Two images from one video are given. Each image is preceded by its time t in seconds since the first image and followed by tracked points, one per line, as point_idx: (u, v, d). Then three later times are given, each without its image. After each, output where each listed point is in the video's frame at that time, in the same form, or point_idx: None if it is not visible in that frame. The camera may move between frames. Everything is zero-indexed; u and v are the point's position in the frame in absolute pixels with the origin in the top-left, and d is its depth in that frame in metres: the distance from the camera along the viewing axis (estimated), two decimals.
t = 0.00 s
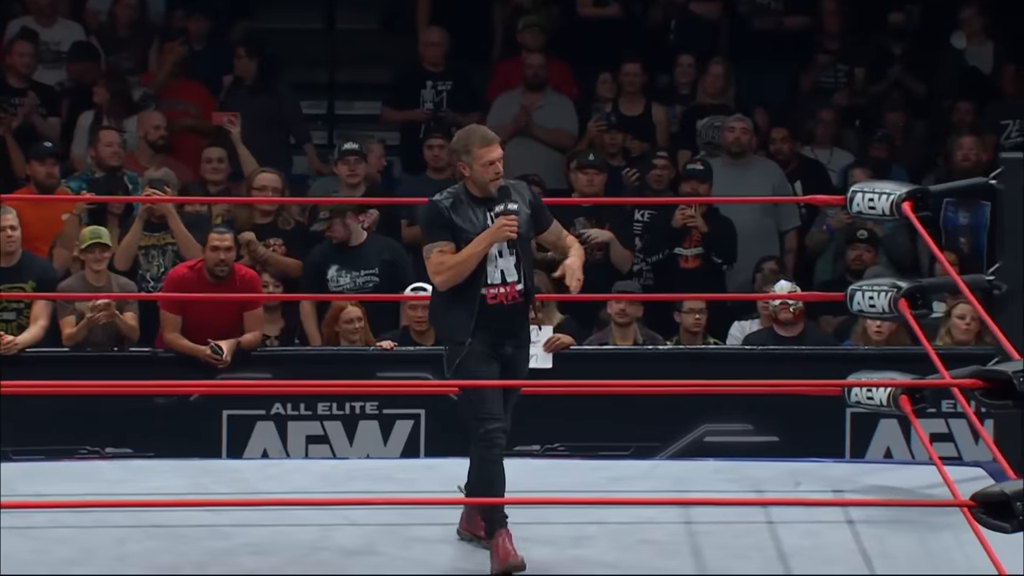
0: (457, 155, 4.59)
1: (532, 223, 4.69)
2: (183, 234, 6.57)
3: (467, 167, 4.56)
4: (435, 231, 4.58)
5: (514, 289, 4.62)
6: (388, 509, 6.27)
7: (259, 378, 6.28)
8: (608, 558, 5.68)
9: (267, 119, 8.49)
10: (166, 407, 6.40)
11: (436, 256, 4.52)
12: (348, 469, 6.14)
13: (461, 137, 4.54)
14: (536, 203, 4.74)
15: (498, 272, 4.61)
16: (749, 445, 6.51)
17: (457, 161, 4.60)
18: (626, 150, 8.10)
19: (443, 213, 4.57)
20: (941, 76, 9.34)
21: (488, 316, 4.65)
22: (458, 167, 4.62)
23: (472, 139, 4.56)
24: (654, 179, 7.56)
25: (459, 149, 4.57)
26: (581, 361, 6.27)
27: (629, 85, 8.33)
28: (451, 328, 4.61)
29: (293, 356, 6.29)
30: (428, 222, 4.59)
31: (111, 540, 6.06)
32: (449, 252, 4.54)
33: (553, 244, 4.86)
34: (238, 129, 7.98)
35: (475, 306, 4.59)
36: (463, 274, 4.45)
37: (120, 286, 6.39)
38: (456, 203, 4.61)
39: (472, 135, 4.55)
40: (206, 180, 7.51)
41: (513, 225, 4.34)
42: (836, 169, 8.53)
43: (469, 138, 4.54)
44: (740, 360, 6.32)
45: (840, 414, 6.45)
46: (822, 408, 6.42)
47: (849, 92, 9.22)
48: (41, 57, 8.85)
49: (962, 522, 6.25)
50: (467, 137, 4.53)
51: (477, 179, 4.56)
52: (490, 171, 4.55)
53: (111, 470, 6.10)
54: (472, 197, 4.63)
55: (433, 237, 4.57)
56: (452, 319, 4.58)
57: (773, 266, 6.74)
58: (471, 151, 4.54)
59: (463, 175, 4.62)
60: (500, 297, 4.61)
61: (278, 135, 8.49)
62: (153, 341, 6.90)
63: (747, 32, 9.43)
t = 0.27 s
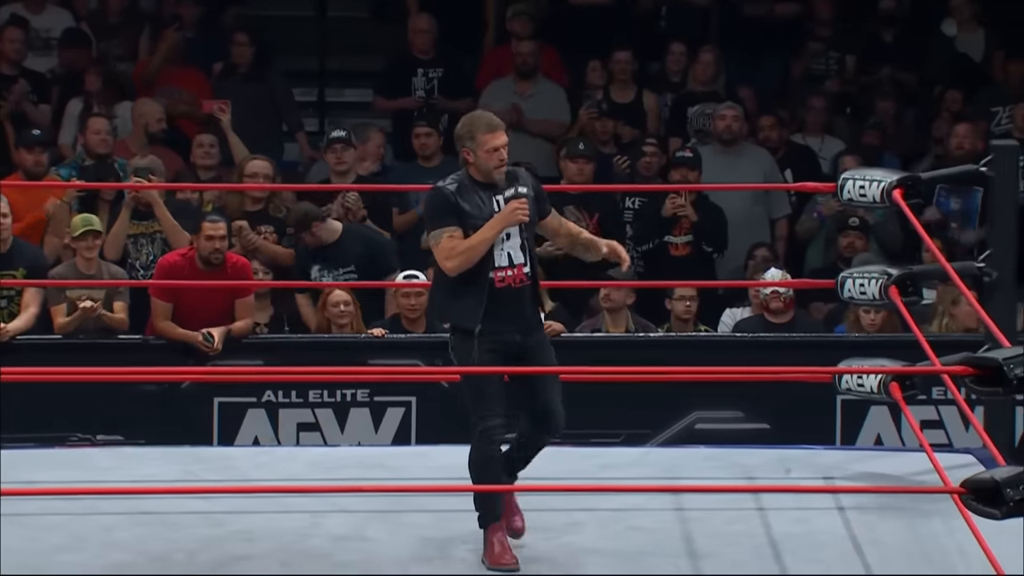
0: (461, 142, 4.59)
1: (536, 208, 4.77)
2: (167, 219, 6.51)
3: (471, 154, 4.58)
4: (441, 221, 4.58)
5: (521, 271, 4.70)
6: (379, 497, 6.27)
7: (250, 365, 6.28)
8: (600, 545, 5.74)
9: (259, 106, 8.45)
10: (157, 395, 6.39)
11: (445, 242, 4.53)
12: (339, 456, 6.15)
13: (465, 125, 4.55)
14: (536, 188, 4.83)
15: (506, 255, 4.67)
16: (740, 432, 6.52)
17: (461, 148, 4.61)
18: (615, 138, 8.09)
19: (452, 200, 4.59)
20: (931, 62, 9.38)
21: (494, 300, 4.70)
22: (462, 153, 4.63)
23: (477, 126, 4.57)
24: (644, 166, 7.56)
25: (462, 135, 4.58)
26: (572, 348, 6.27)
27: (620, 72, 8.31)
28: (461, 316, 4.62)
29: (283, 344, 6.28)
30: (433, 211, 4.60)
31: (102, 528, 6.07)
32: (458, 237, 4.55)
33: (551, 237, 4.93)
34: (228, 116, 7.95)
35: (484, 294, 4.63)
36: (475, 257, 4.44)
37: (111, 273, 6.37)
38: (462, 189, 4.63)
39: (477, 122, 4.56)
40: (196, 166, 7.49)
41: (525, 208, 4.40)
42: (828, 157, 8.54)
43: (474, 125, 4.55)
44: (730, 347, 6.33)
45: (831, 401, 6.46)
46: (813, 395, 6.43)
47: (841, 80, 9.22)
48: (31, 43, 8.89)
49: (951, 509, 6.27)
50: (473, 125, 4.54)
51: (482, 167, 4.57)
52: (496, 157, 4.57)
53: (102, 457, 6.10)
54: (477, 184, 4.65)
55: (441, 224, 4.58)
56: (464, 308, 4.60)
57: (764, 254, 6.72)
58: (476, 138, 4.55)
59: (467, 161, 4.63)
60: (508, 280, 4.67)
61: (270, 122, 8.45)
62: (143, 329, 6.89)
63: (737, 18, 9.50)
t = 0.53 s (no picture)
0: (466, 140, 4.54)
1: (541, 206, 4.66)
2: (158, 216, 6.54)
3: (475, 152, 4.52)
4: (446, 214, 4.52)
5: (522, 270, 4.59)
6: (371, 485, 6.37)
7: (244, 356, 6.36)
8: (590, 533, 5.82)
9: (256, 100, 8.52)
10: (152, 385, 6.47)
11: (448, 237, 4.45)
12: (332, 445, 6.24)
13: (470, 122, 4.50)
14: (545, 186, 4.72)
15: (506, 253, 4.56)
16: (727, 421, 6.61)
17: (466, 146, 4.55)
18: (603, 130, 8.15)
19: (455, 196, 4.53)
20: (915, 57, 9.48)
21: (495, 298, 4.60)
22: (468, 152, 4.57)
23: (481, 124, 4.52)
24: (631, 159, 7.66)
25: (467, 133, 4.53)
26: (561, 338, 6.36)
27: (608, 66, 8.40)
28: (461, 313, 4.53)
29: (276, 334, 6.37)
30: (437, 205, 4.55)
31: (98, 517, 6.16)
32: (461, 234, 4.48)
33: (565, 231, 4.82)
34: (222, 109, 8.00)
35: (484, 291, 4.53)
36: (477, 253, 4.35)
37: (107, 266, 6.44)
38: (466, 187, 4.58)
39: (482, 119, 4.50)
40: (190, 159, 7.56)
41: (528, 203, 4.30)
42: (813, 149, 8.62)
43: (479, 122, 4.49)
44: (717, 338, 6.42)
45: (816, 390, 6.56)
46: (799, 385, 6.52)
47: (826, 74, 9.33)
48: (26, 37, 8.96)
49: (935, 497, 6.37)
50: (478, 122, 4.48)
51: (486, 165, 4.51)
52: (500, 156, 4.50)
53: (98, 447, 6.19)
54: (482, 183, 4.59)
55: (444, 220, 4.51)
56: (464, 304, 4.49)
57: (752, 246, 6.77)
58: (481, 136, 4.50)
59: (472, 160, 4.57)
60: (508, 278, 4.57)
61: (264, 116, 8.51)
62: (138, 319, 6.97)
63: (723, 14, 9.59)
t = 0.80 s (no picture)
0: (477, 143, 4.70)
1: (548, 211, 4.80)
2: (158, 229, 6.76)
3: (484, 156, 4.67)
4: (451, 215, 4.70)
5: (521, 273, 4.72)
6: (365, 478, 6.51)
7: (242, 351, 6.50)
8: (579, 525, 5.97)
9: (256, 100, 8.65)
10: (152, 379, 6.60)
11: (451, 237, 4.64)
12: (328, 438, 6.39)
13: (482, 126, 4.65)
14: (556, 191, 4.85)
15: (506, 256, 4.70)
16: (714, 415, 6.75)
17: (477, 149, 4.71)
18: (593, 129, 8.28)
19: (461, 198, 4.70)
20: (899, 58, 9.62)
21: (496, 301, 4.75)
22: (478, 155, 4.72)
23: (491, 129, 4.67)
24: (620, 159, 7.76)
25: (478, 137, 4.68)
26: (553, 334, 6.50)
27: (598, 68, 8.55)
28: (459, 312, 4.71)
29: (272, 331, 6.50)
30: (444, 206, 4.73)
31: (100, 509, 6.31)
32: (462, 235, 4.66)
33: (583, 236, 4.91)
34: (219, 109, 8.13)
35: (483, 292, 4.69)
36: (476, 254, 4.54)
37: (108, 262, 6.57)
38: (473, 189, 4.73)
39: (493, 124, 4.65)
40: (189, 159, 7.69)
41: (528, 209, 4.45)
42: (799, 150, 8.81)
43: (490, 127, 4.64)
44: (706, 333, 6.56)
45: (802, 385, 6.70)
46: (785, 379, 6.66)
47: (811, 74, 9.48)
48: (27, 39, 9.07)
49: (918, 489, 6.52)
50: (489, 126, 4.63)
51: (493, 169, 4.66)
52: (507, 161, 4.65)
53: (99, 440, 6.33)
54: (488, 186, 4.74)
55: (448, 221, 4.70)
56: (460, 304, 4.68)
57: (737, 243, 6.90)
58: (490, 140, 4.65)
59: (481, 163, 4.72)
60: (507, 281, 4.70)
61: (260, 117, 8.64)
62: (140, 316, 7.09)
63: (711, 15, 9.67)
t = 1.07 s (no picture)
0: (472, 141, 4.76)
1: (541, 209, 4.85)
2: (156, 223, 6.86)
3: (479, 154, 4.72)
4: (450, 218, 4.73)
5: (520, 273, 4.78)
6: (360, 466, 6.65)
7: (239, 342, 6.63)
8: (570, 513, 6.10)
9: (256, 96, 8.75)
10: (151, 370, 6.73)
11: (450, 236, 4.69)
12: (324, 427, 6.52)
13: (477, 124, 4.72)
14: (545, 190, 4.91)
15: (505, 256, 4.76)
16: (703, 405, 6.89)
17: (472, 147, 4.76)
18: (583, 124, 8.39)
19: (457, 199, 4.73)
20: (883, 55, 9.77)
21: (498, 301, 4.80)
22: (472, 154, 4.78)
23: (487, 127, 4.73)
24: (611, 155, 7.83)
25: (473, 135, 4.74)
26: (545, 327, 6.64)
27: (589, 65, 8.68)
28: (462, 312, 4.75)
29: (270, 322, 6.63)
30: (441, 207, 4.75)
31: (100, 497, 6.43)
32: (461, 235, 4.70)
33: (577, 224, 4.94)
34: (216, 105, 8.25)
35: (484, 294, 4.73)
36: (477, 255, 4.59)
37: (108, 255, 6.70)
38: (469, 188, 4.78)
39: (488, 123, 4.71)
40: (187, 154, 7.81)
41: (526, 207, 4.51)
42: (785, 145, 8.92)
43: (485, 125, 4.70)
44: (694, 325, 6.69)
45: (789, 375, 6.83)
46: (772, 370, 6.79)
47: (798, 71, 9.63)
48: (27, 38, 9.10)
49: (902, 477, 6.65)
50: (485, 124, 4.69)
51: (488, 167, 4.71)
52: (503, 159, 4.70)
53: (98, 429, 6.45)
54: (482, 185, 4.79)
55: (446, 222, 4.73)
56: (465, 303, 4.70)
57: (725, 237, 7.01)
58: (485, 138, 4.70)
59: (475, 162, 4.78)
60: (507, 281, 4.76)
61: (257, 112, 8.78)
62: (140, 308, 7.21)
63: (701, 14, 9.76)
